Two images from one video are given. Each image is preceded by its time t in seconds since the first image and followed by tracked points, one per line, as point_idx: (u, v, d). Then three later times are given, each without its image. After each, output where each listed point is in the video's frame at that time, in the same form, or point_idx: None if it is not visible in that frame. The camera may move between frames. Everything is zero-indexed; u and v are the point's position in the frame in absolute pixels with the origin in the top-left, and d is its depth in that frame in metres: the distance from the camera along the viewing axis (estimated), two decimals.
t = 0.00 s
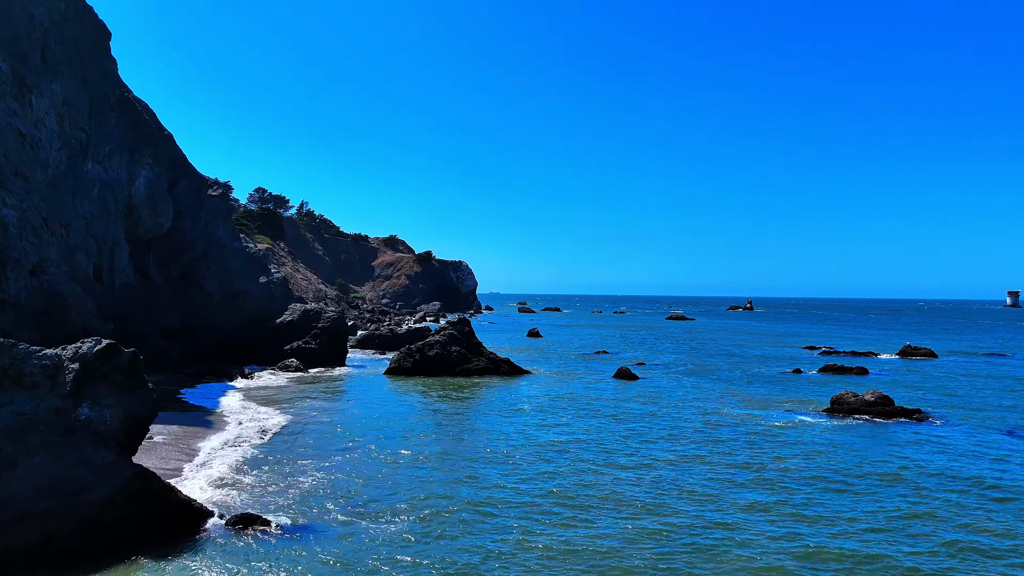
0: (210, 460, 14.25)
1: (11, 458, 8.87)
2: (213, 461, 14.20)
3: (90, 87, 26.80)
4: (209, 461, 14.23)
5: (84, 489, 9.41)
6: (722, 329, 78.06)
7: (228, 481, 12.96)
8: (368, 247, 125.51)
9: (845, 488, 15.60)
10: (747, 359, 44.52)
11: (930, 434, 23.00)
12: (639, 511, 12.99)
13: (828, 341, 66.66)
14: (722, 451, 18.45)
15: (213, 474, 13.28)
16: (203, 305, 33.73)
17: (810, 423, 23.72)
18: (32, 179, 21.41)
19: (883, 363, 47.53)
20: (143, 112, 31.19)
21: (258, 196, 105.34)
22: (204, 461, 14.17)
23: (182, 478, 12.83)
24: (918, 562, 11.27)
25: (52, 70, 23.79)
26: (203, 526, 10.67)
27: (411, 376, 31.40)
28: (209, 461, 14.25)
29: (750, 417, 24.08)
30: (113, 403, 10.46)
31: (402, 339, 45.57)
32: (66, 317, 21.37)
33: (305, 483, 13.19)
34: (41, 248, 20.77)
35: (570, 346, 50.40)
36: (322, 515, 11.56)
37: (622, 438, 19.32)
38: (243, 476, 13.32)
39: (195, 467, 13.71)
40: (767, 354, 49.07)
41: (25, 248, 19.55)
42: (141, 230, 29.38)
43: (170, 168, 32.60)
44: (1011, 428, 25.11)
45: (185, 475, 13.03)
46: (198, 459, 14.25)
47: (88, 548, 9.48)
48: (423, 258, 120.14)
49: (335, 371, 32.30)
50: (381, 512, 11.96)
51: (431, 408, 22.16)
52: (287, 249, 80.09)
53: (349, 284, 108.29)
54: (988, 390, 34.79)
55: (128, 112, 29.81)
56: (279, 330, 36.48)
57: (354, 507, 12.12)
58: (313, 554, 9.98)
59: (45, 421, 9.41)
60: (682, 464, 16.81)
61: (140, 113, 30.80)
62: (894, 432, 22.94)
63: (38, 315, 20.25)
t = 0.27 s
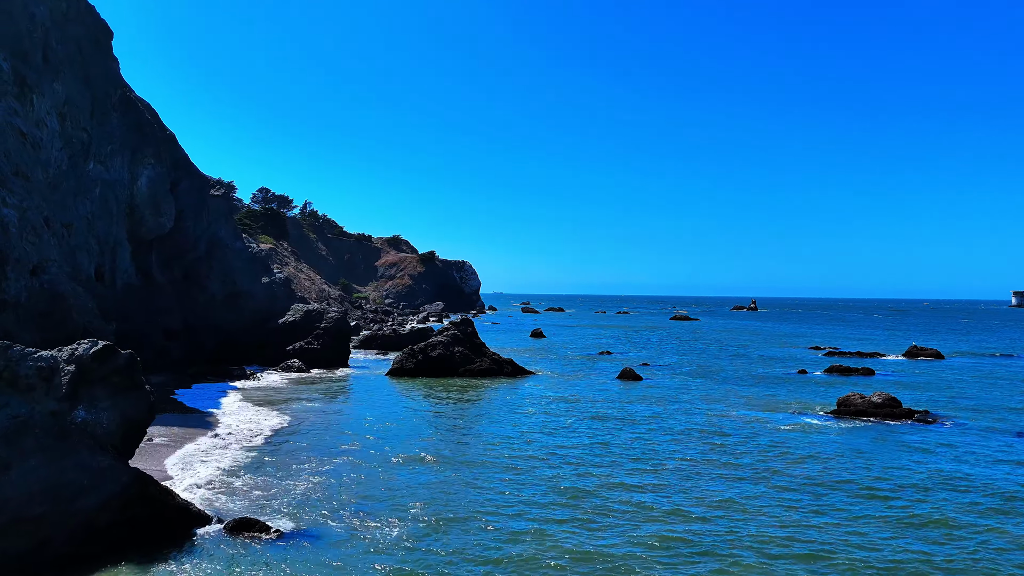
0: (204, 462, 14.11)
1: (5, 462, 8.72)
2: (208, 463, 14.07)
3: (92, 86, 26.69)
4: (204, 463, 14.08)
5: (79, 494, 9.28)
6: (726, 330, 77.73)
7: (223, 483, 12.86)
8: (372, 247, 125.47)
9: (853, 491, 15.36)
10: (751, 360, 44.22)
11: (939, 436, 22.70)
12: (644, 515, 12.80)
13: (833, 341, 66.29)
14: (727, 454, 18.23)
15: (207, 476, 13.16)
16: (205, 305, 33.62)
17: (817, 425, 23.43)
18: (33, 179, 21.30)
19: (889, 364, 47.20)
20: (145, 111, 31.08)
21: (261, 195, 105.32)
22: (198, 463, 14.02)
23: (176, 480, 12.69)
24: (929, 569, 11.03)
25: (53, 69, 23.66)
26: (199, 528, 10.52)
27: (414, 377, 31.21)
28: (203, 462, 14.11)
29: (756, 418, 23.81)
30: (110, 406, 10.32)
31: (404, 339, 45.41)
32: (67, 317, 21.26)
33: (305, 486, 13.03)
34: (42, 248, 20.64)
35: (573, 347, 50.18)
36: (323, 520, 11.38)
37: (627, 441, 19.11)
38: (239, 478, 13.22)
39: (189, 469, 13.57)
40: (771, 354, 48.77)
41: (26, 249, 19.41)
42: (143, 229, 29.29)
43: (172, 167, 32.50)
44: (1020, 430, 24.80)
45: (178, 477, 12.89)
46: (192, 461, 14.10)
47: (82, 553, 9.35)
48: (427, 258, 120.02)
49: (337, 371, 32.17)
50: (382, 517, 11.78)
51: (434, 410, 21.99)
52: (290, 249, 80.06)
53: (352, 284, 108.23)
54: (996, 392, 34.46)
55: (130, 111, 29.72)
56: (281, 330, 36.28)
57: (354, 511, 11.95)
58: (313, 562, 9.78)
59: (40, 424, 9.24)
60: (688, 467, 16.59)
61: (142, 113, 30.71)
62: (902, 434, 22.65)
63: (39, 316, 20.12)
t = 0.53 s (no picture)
0: (203, 463, 14.01)
1: None
2: (206, 464, 13.97)
3: (94, 85, 26.60)
4: (202, 464, 13.96)
5: (75, 497, 9.11)
6: (731, 330, 77.38)
7: (219, 485, 12.71)
8: (376, 247, 125.48)
9: (863, 494, 15.11)
10: (756, 361, 43.94)
11: (947, 438, 22.42)
12: (651, 520, 12.58)
13: (838, 342, 65.92)
14: (734, 457, 17.98)
15: (204, 478, 13.03)
16: (208, 304, 33.52)
17: (824, 427, 23.18)
18: (35, 178, 21.22)
19: (896, 365, 46.86)
20: (148, 110, 31.01)
21: (265, 195, 105.35)
22: (197, 464, 13.92)
23: (172, 482, 12.57)
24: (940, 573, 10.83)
25: (55, 68, 23.57)
26: (197, 531, 10.35)
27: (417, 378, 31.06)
28: (201, 463, 14.00)
29: (762, 420, 23.57)
30: (107, 407, 10.15)
31: (408, 340, 45.29)
32: (69, 318, 21.13)
33: (307, 490, 12.83)
34: (43, 247, 20.54)
35: (577, 347, 49.98)
36: (324, 524, 11.20)
37: (632, 443, 18.88)
38: (236, 480, 13.07)
39: (187, 470, 13.44)
40: (777, 355, 48.47)
41: (27, 248, 19.28)
42: (145, 229, 29.22)
43: (175, 167, 32.42)
44: None
45: (175, 478, 12.77)
46: (191, 462, 13.99)
47: (77, 557, 9.17)
48: (430, 258, 119.97)
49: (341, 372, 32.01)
50: (384, 521, 11.63)
51: (437, 411, 21.80)
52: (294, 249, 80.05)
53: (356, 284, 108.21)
54: (1004, 393, 34.11)
55: (133, 111, 29.64)
56: (284, 330, 36.00)
57: (355, 514, 11.77)
58: (313, 567, 9.58)
59: (35, 426, 9.07)
60: (694, 471, 16.35)
61: (145, 112, 30.62)
62: (910, 436, 22.38)
63: (41, 316, 20.01)
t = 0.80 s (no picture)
0: (201, 464, 13.90)
1: None
2: (203, 465, 13.86)
3: (99, 84, 26.55)
4: (199, 464, 13.86)
5: (74, 499, 8.99)
6: (737, 330, 76.96)
7: (217, 486, 12.61)
8: (381, 247, 125.51)
9: (877, 497, 14.82)
10: (764, 362, 43.62)
11: (960, 439, 22.08)
12: (659, 523, 12.35)
13: (846, 342, 65.46)
14: (744, 459, 17.72)
15: (201, 479, 12.94)
16: (212, 304, 33.46)
17: (834, 428, 22.88)
18: (39, 178, 21.17)
19: (905, 365, 46.45)
20: (153, 110, 30.96)
21: (271, 195, 105.45)
22: (193, 464, 13.83)
23: (168, 484, 12.48)
24: None
25: (60, 67, 23.52)
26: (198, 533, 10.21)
27: (422, 378, 30.90)
28: (198, 464, 13.90)
29: (771, 422, 23.29)
30: (107, 408, 10.01)
31: (413, 340, 45.16)
32: (74, 318, 21.06)
33: (310, 493, 12.67)
34: (47, 247, 20.46)
35: (583, 347, 49.76)
36: (328, 528, 11.03)
37: (639, 445, 18.64)
38: (233, 481, 12.99)
39: (184, 471, 13.34)
40: (784, 356, 48.11)
41: (31, 248, 19.22)
42: (150, 229, 29.19)
43: (180, 166, 32.38)
44: None
45: (170, 480, 12.68)
46: (189, 463, 13.90)
47: (75, 560, 9.05)
48: (436, 258, 119.94)
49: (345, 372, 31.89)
50: (388, 523, 11.48)
51: (442, 413, 21.63)
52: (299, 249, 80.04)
53: (361, 284, 108.25)
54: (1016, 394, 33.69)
55: (138, 110, 29.58)
56: (289, 330, 35.34)
57: (357, 518, 11.61)
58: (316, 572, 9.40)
59: (33, 427, 8.92)
60: (704, 473, 16.09)
61: (150, 112, 30.58)
62: (922, 438, 22.05)
63: (45, 315, 19.94)
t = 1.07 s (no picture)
0: (201, 466, 13.76)
1: None
2: (203, 466, 13.71)
3: (105, 84, 26.54)
4: (199, 466, 13.72)
5: (73, 503, 8.84)
6: (745, 330, 76.46)
7: (217, 489, 12.46)
8: (388, 247, 125.54)
9: (891, 501, 14.53)
10: (772, 362, 43.23)
11: (974, 441, 21.70)
12: (669, 527, 12.11)
13: (856, 343, 64.88)
14: (755, 462, 17.44)
15: (201, 481, 12.79)
16: (218, 304, 33.45)
17: (845, 430, 22.55)
18: (45, 177, 21.16)
19: (916, 366, 45.94)
20: (159, 110, 30.95)
21: (278, 196, 105.69)
22: (193, 466, 13.69)
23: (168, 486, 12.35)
24: None
25: (65, 67, 23.51)
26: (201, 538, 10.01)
27: (428, 378, 30.75)
28: (198, 466, 13.76)
29: (781, 423, 22.99)
30: (108, 410, 9.83)
31: (419, 340, 45.04)
32: (79, 318, 21.00)
33: (313, 497, 12.47)
34: (52, 247, 20.43)
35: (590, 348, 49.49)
36: (331, 532, 10.86)
37: (648, 448, 18.38)
38: (233, 484, 12.81)
39: (184, 473, 13.20)
40: (793, 356, 47.68)
41: (36, 247, 19.18)
42: (156, 229, 29.20)
43: (186, 166, 32.37)
44: None
45: (170, 482, 12.55)
46: (189, 465, 13.76)
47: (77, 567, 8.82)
48: (442, 258, 119.90)
49: (351, 372, 31.76)
50: (393, 527, 11.32)
51: (448, 414, 21.44)
52: (306, 249, 80.10)
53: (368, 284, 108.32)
54: None
55: (144, 110, 29.57)
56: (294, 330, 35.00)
57: (361, 522, 11.43)
58: None
59: (32, 430, 8.85)
60: (714, 477, 15.83)
61: (156, 112, 30.57)
62: (935, 440, 21.69)
63: (51, 315, 19.91)
